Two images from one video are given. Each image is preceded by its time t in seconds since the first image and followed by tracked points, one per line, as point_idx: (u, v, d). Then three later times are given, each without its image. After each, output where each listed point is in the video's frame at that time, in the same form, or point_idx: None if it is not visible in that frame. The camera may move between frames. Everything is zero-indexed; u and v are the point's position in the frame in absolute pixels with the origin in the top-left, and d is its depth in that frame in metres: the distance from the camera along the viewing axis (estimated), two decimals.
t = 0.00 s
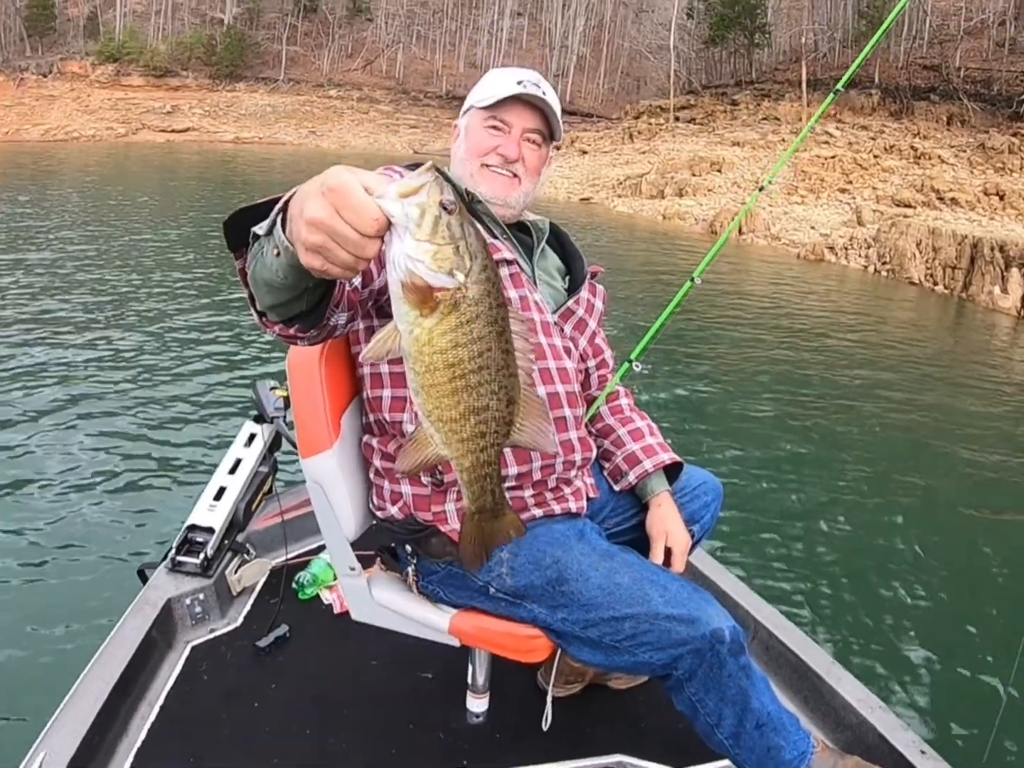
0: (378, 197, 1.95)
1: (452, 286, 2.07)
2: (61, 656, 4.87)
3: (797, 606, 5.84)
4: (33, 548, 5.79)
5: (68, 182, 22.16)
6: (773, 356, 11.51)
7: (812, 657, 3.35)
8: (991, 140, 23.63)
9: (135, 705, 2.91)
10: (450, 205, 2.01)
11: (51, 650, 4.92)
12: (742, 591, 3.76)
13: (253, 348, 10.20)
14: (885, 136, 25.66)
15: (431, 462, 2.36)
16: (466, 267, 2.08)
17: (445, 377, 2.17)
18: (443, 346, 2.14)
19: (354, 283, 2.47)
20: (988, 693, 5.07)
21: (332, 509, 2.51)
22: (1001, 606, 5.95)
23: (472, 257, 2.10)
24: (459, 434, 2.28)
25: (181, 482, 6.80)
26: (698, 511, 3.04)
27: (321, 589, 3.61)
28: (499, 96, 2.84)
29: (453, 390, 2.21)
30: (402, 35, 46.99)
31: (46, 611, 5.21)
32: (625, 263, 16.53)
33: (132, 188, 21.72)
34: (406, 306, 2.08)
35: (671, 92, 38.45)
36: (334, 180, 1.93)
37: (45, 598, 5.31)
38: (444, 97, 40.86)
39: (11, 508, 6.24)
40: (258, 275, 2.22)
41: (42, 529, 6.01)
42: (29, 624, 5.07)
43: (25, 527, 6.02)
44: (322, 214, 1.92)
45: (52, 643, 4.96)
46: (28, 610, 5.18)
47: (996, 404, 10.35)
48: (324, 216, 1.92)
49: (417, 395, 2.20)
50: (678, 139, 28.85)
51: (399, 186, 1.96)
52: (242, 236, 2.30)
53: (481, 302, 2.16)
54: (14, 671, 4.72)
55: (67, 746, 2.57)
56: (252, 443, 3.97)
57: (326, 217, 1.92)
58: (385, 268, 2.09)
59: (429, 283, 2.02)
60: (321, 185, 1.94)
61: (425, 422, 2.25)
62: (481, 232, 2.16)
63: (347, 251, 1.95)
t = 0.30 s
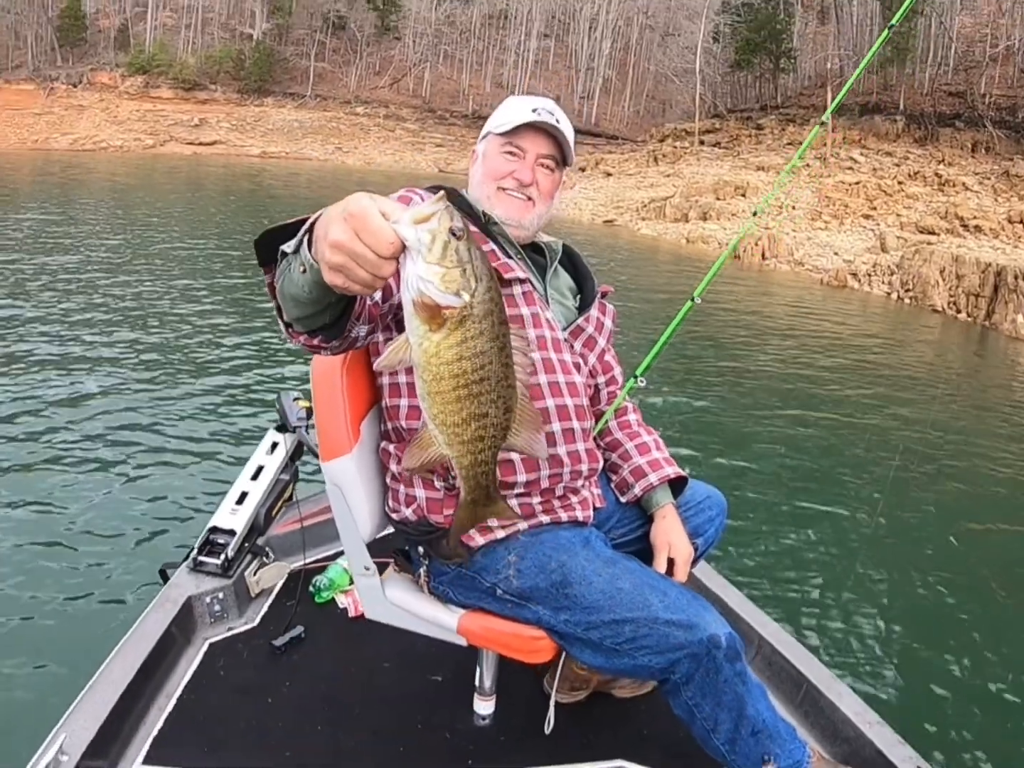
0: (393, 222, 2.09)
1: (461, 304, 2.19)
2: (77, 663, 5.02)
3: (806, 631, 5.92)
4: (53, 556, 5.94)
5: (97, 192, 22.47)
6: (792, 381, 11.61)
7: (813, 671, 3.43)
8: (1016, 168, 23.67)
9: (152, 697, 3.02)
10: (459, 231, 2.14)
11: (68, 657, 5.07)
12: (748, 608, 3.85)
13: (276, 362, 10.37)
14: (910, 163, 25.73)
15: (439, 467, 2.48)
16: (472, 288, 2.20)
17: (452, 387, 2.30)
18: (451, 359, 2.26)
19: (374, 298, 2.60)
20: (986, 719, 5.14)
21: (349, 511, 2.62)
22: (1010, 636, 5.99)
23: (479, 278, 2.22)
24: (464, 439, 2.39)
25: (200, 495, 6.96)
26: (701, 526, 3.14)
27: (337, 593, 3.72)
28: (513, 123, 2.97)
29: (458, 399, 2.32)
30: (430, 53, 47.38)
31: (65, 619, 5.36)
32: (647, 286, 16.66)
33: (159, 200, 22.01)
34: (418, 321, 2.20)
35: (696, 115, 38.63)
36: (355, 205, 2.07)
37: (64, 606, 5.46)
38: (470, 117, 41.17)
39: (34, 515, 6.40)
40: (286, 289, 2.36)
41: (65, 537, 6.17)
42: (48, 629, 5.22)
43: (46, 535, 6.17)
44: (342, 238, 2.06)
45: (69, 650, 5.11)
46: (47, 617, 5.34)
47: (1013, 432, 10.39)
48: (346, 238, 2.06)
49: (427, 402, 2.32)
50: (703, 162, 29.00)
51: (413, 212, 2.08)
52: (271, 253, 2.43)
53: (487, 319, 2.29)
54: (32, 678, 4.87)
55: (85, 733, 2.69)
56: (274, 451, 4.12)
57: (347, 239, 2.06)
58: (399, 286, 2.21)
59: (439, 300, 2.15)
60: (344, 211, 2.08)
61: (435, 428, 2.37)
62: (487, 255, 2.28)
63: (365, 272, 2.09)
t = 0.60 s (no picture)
0: (426, 228, 2.26)
1: (484, 303, 2.35)
2: (92, 655, 5.11)
3: (816, 647, 6.01)
4: (73, 552, 6.06)
5: (127, 203, 22.81)
6: (811, 406, 11.72)
7: (814, 681, 3.54)
8: None
9: (173, 682, 3.18)
10: (485, 238, 2.30)
11: (82, 649, 5.16)
12: (755, 621, 3.97)
13: (302, 370, 10.56)
14: (936, 190, 25.80)
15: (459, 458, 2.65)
16: (495, 288, 2.35)
17: (473, 381, 2.46)
18: (475, 355, 2.43)
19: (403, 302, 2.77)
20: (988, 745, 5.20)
21: (373, 504, 2.79)
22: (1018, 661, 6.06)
23: (500, 281, 2.37)
24: (483, 428, 2.56)
25: (220, 499, 7.07)
26: (708, 533, 3.28)
27: (355, 591, 3.87)
28: (537, 145, 3.10)
29: (479, 389, 2.48)
30: (458, 73, 47.79)
31: (82, 613, 5.46)
32: (669, 309, 16.81)
33: (189, 212, 22.33)
34: (445, 317, 2.36)
35: (722, 140, 38.80)
36: (393, 212, 2.25)
37: (82, 601, 5.56)
38: (497, 138, 41.52)
39: (57, 512, 6.54)
40: (324, 290, 2.53)
41: (85, 534, 6.29)
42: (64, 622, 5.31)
43: (67, 532, 6.29)
44: (381, 240, 2.23)
45: (83, 643, 5.21)
46: (64, 611, 5.44)
47: None
48: (383, 241, 2.24)
49: (451, 391, 2.48)
50: (728, 187, 29.16)
51: (445, 219, 2.25)
52: (312, 254, 2.62)
53: (506, 319, 2.45)
54: (45, 668, 4.96)
55: (107, 711, 2.86)
56: (299, 453, 4.30)
57: (384, 241, 2.23)
58: (430, 284, 2.37)
59: (465, 298, 2.30)
60: (383, 216, 2.26)
61: (458, 417, 2.54)
62: (509, 261, 2.43)
63: (399, 272, 2.27)
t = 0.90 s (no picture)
0: (438, 235, 2.37)
1: (491, 306, 2.45)
2: (94, 662, 5.15)
3: (818, 657, 6.08)
4: (78, 560, 6.11)
5: (141, 213, 22.99)
6: (822, 412, 11.79)
7: (814, 682, 3.62)
8: None
9: (186, 676, 3.28)
10: (492, 246, 2.40)
11: (91, 654, 5.22)
12: (757, 625, 4.04)
13: (316, 376, 10.68)
14: (948, 195, 25.80)
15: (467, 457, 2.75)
16: (501, 293, 2.45)
17: (478, 382, 2.56)
18: (481, 357, 2.53)
19: (415, 307, 2.89)
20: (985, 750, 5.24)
21: (382, 503, 2.89)
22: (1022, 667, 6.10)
23: (506, 287, 2.48)
24: (489, 426, 2.65)
25: (227, 505, 7.12)
26: (709, 534, 3.36)
27: (366, 591, 3.96)
28: (544, 159, 3.19)
29: (486, 388, 2.58)
30: (470, 82, 47.95)
31: (85, 620, 5.50)
32: (682, 317, 16.91)
33: (203, 222, 22.51)
34: (455, 319, 2.46)
35: (734, 147, 38.86)
36: (408, 220, 2.38)
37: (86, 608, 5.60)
38: (509, 147, 41.68)
39: (66, 519, 6.61)
40: (342, 291, 2.68)
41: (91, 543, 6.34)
42: (76, 626, 5.40)
43: (73, 540, 6.35)
44: (396, 245, 2.36)
45: (92, 648, 5.26)
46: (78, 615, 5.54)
47: None
48: (399, 246, 2.36)
49: (459, 390, 2.58)
50: (741, 194, 29.24)
51: (456, 228, 2.36)
52: (329, 260, 2.77)
53: (512, 323, 2.55)
54: (48, 675, 5.00)
55: (124, 702, 2.95)
56: (312, 456, 4.40)
57: (400, 247, 2.36)
58: (441, 288, 2.48)
59: (472, 301, 2.40)
60: (399, 224, 2.39)
61: (465, 415, 2.63)
62: (515, 269, 2.53)
63: (412, 275, 2.39)
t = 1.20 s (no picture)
0: (454, 249, 2.42)
1: (504, 317, 2.50)
2: (102, 667, 5.21)
3: (823, 663, 6.12)
4: (84, 567, 6.18)
5: (151, 225, 23.12)
6: (833, 420, 11.82)
7: (820, 688, 3.65)
8: None
9: (198, 680, 3.33)
10: (507, 259, 2.45)
11: (103, 659, 5.30)
12: (763, 630, 4.08)
13: (326, 385, 10.76)
14: (958, 202, 25.81)
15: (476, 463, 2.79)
16: (513, 304, 2.50)
17: (490, 390, 2.61)
18: (493, 367, 2.57)
19: (425, 316, 2.94)
20: (984, 760, 5.24)
21: (392, 510, 2.94)
22: None
23: (517, 298, 2.53)
24: (499, 434, 2.69)
25: (232, 513, 7.18)
26: (714, 540, 3.40)
27: (376, 596, 4.00)
28: (554, 173, 3.22)
29: (499, 397, 2.62)
30: (478, 93, 48.09)
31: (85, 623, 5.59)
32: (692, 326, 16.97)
33: (214, 234, 22.64)
34: (469, 330, 2.51)
35: (744, 155, 38.89)
36: (425, 232, 2.43)
37: (85, 612, 5.68)
38: (518, 157, 41.81)
39: (73, 528, 6.67)
40: (355, 300, 2.74)
41: (94, 548, 6.42)
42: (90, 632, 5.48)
43: (76, 546, 6.42)
44: (412, 256, 2.41)
45: (104, 653, 5.34)
46: (91, 620, 5.63)
47: None
48: (414, 258, 2.41)
49: (472, 399, 2.62)
50: (751, 203, 29.26)
51: (471, 241, 2.41)
52: (343, 269, 2.82)
53: (523, 334, 2.60)
54: (56, 680, 5.07)
55: (136, 705, 3.01)
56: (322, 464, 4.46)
57: (415, 258, 2.41)
58: (455, 300, 2.53)
59: (486, 313, 2.45)
60: (415, 235, 2.44)
61: (476, 421, 2.68)
62: (526, 280, 2.58)
63: (428, 286, 2.44)
